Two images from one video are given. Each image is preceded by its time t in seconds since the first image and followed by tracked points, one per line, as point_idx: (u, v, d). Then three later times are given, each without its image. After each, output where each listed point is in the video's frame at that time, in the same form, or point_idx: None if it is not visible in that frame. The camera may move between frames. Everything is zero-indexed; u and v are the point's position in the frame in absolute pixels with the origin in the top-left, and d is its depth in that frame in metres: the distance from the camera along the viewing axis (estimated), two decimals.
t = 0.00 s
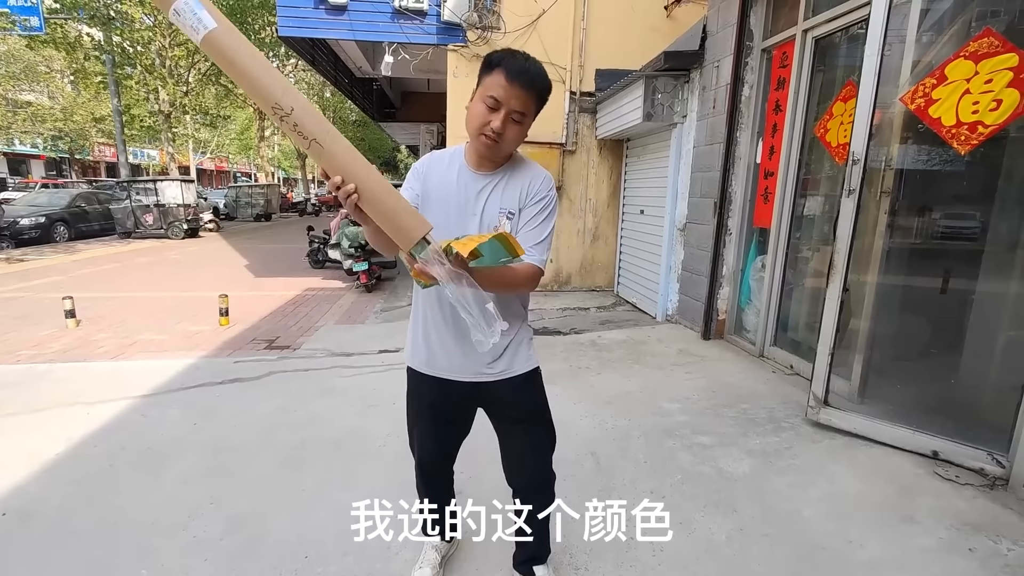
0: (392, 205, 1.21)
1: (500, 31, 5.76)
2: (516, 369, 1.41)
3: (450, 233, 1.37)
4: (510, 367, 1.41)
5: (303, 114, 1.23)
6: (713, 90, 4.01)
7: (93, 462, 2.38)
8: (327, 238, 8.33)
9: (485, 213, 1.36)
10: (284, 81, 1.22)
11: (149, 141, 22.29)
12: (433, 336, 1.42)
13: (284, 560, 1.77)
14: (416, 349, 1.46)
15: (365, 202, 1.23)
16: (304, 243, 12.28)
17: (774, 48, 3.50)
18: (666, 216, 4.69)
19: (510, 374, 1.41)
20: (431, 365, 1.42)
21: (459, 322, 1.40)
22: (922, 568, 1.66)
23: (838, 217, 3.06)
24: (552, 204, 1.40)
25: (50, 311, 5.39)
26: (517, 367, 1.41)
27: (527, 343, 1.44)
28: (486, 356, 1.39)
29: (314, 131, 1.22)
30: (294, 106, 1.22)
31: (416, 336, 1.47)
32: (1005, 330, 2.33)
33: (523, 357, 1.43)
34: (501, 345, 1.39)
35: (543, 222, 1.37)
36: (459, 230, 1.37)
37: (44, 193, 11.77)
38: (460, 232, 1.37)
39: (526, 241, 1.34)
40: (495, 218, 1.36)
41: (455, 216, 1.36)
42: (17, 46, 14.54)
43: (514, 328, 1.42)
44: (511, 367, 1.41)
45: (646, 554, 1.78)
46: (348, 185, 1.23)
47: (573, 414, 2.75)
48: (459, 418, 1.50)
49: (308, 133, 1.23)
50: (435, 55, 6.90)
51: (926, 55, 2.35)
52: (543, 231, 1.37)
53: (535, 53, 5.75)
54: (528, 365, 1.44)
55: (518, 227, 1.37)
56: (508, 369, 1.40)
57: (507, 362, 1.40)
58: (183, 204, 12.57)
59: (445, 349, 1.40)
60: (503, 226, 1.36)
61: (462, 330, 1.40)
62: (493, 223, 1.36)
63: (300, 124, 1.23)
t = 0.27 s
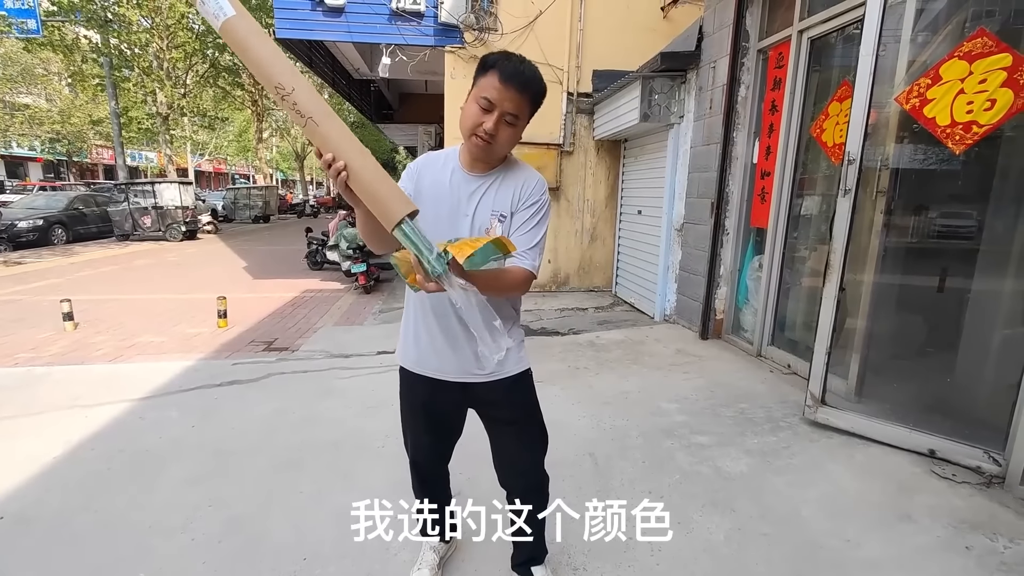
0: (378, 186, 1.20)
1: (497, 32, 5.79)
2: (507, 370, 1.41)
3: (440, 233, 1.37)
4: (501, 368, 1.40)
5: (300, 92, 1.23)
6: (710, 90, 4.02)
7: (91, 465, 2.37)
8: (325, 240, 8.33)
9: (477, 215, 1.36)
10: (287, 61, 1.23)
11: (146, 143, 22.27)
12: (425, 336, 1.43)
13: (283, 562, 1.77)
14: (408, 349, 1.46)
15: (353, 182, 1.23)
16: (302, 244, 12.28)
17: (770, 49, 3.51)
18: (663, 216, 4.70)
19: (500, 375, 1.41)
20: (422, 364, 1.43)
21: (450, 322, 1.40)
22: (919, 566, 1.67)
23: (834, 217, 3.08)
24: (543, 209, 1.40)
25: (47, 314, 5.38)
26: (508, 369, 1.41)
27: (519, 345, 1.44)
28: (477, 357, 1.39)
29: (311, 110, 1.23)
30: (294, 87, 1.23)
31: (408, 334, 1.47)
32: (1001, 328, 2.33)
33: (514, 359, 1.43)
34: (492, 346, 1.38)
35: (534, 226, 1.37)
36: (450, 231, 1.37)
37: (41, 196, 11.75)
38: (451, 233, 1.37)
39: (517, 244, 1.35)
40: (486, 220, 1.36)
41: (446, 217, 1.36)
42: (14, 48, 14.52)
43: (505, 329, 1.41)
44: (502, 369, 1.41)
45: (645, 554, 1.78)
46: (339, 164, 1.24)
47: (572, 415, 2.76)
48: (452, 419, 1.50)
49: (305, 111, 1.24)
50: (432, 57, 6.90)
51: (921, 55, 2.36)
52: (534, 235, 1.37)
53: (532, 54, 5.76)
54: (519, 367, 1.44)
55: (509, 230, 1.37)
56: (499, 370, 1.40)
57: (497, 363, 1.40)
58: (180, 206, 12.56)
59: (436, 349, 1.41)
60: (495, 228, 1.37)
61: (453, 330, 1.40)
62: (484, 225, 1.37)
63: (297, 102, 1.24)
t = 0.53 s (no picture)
0: (356, 188, 1.20)
1: (494, 32, 5.77)
2: (502, 370, 1.42)
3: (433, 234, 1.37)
4: (496, 368, 1.42)
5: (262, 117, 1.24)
6: (706, 90, 4.03)
7: (88, 468, 2.37)
8: (323, 241, 8.32)
9: (469, 216, 1.36)
10: (241, 91, 1.24)
11: (143, 145, 22.22)
12: (419, 336, 1.43)
13: (280, 564, 1.77)
14: (402, 351, 1.46)
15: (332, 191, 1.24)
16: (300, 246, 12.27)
17: (766, 49, 3.52)
18: (660, 216, 4.71)
19: (495, 375, 1.42)
20: (417, 365, 1.43)
21: (444, 322, 1.40)
22: (916, 565, 1.67)
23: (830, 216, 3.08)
24: (535, 207, 1.40)
25: (43, 317, 5.36)
26: (503, 369, 1.42)
27: (512, 345, 1.45)
28: (472, 357, 1.40)
29: (274, 132, 1.23)
30: (255, 113, 1.23)
31: (403, 336, 1.47)
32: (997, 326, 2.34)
33: (509, 358, 1.44)
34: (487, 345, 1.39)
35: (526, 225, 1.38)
36: (442, 232, 1.37)
37: (38, 198, 11.72)
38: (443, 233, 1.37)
39: (512, 245, 1.35)
40: (479, 220, 1.36)
41: (438, 218, 1.36)
42: (10, 50, 14.48)
43: (499, 329, 1.42)
44: (496, 369, 1.42)
45: (643, 554, 1.78)
46: (314, 175, 1.24)
47: (570, 415, 2.76)
48: (448, 418, 1.50)
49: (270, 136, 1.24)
50: (429, 57, 6.90)
51: (916, 54, 2.35)
52: (527, 234, 1.37)
53: (529, 55, 5.77)
54: (513, 367, 1.45)
55: (502, 230, 1.37)
56: (494, 371, 1.41)
57: (491, 364, 1.41)
58: (178, 208, 12.53)
59: (431, 350, 1.41)
60: (488, 228, 1.36)
61: (447, 331, 1.40)
62: (477, 225, 1.36)
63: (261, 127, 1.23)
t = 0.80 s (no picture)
0: (337, 191, 1.22)
1: (490, 35, 5.74)
2: (501, 367, 1.43)
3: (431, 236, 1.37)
4: (495, 366, 1.42)
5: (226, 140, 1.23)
6: (703, 90, 4.03)
7: (85, 470, 2.36)
8: (321, 242, 8.31)
9: (465, 216, 1.35)
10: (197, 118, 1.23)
11: (141, 147, 22.17)
12: (417, 337, 1.43)
13: (279, 566, 1.76)
14: (401, 352, 1.46)
15: (315, 199, 1.24)
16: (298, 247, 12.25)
17: (762, 49, 3.53)
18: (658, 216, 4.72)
19: (495, 373, 1.42)
20: (415, 366, 1.43)
21: (441, 323, 1.40)
22: (914, 564, 1.67)
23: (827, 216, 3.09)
24: (531, 202, 1.40)
25: (41, 319, 5.36)
26: (501, 367, 1.43)
27: (510, 343, 1.46)
28: (470, 357, 1.40)
29: (246, 152, 1.23)
30: (221, 138, 1.23)
31: (400, 337, 1.47)
32: (993, 326, 2.35)
33: (508, 356, 1.45)
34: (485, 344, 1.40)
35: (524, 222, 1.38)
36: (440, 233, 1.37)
37: (34, 200, 11.68)
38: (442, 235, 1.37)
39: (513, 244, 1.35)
40: (476, 220, 1.36)
41: (435, 220, 1.36)
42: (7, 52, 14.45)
43: (498, 327, 1.43)
44: (495, 368, 1.42)
45: (642, 554, 1.78)
46: (293, 187, 1.24)
47: (568, 415, 2.76)
48: (447, 419, 1.50)
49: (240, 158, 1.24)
50: (427, 58, 6.90)
51: (912, 54, 2.36)
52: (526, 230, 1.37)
53: (526, 57, 5.77)
54: (512, 364, 1.46)
55: (500, 228, 1.37)
56: (493, 370, 1.42)
57: (490, 362, 1.42)
58: (175, 210, 12.51)
59: (429, 351, 1.41)
60: (486, 228, 1.36)
61: (447, 331, 1.39)
62: (474, 224, 1.36)
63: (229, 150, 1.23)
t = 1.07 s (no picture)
0: (311, 194, 1.22)
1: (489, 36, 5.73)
2: (501, 366, 1.44)
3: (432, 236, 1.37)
4: (496, 365, 1.43)
5: (197, 163, 1.25)
6: (701, 92, 4.04)
7: (83, 472, 2.36)
8: (320, 244, 8.31)
9: (465, 214, 1.36)
10: (166, 147, 1.25)
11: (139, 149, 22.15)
12: (417, 337, 1.43)
13: (277, 568, 1.76)
14: (401, 354, 1.45)
15: (291, 205, 1.24)
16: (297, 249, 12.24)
17: (760, 50, 3.54)
18: (657, 217, 4.72)
19: (496, 371, 1.43)
20: (415, 366, 1.43)
21: (440, 322, 1.40)
22: (913, 563, 1.67)
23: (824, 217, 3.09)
24: (529, 199, 1.42)
25: (39, 321, 5.35)
26: (501, 365, 1.43)
27: (510, 341, 1.47)
28: (470, 355, 1.40)
29: (216, 171, 1.24)
30: (191, 161, 1.25)
31: (399, 337, 1.47)
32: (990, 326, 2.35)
33: (507, 354, 1.46)
34: (484, 343, 1.40)
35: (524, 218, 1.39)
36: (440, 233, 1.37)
37: (32, 202, 11.67)
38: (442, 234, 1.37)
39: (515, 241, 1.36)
40: (476, 218, 1.36)
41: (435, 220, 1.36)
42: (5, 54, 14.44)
43: (498, 325, 1.43)
44: (495, 366, 1.42)
45: (641, 554, 1.78)
46: (268, 198, 1.24)
47: (567, 416, 2.76)
48: (447, 419, 1.50)
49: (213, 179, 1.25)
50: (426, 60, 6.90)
51: (909, 56, 2.37)
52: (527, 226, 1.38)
53: (525, 58, 5.78)
54: (512, 362, 1.46)
55: (500, 225, 1.38)
56: (493, 368, 1.42)
57: (491, 360, 1.42)
58: (174, 212, 12.50)
59: (429, 350, 1.41)
60: (486, 225, 1.36)
61: (447, 331, 1.39)
62: (475, 223, 1.36)
63: (201, 172, 1.24)
